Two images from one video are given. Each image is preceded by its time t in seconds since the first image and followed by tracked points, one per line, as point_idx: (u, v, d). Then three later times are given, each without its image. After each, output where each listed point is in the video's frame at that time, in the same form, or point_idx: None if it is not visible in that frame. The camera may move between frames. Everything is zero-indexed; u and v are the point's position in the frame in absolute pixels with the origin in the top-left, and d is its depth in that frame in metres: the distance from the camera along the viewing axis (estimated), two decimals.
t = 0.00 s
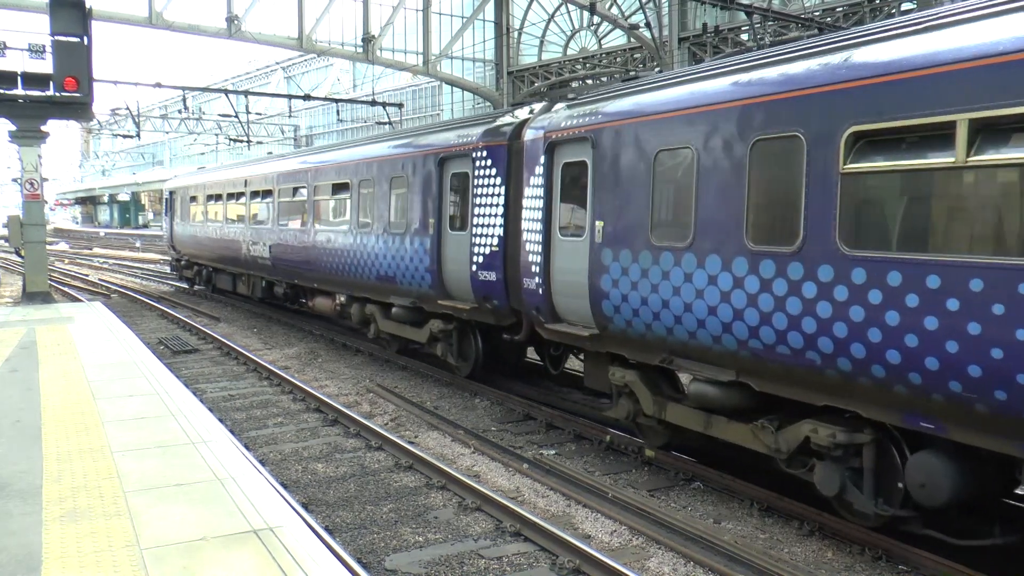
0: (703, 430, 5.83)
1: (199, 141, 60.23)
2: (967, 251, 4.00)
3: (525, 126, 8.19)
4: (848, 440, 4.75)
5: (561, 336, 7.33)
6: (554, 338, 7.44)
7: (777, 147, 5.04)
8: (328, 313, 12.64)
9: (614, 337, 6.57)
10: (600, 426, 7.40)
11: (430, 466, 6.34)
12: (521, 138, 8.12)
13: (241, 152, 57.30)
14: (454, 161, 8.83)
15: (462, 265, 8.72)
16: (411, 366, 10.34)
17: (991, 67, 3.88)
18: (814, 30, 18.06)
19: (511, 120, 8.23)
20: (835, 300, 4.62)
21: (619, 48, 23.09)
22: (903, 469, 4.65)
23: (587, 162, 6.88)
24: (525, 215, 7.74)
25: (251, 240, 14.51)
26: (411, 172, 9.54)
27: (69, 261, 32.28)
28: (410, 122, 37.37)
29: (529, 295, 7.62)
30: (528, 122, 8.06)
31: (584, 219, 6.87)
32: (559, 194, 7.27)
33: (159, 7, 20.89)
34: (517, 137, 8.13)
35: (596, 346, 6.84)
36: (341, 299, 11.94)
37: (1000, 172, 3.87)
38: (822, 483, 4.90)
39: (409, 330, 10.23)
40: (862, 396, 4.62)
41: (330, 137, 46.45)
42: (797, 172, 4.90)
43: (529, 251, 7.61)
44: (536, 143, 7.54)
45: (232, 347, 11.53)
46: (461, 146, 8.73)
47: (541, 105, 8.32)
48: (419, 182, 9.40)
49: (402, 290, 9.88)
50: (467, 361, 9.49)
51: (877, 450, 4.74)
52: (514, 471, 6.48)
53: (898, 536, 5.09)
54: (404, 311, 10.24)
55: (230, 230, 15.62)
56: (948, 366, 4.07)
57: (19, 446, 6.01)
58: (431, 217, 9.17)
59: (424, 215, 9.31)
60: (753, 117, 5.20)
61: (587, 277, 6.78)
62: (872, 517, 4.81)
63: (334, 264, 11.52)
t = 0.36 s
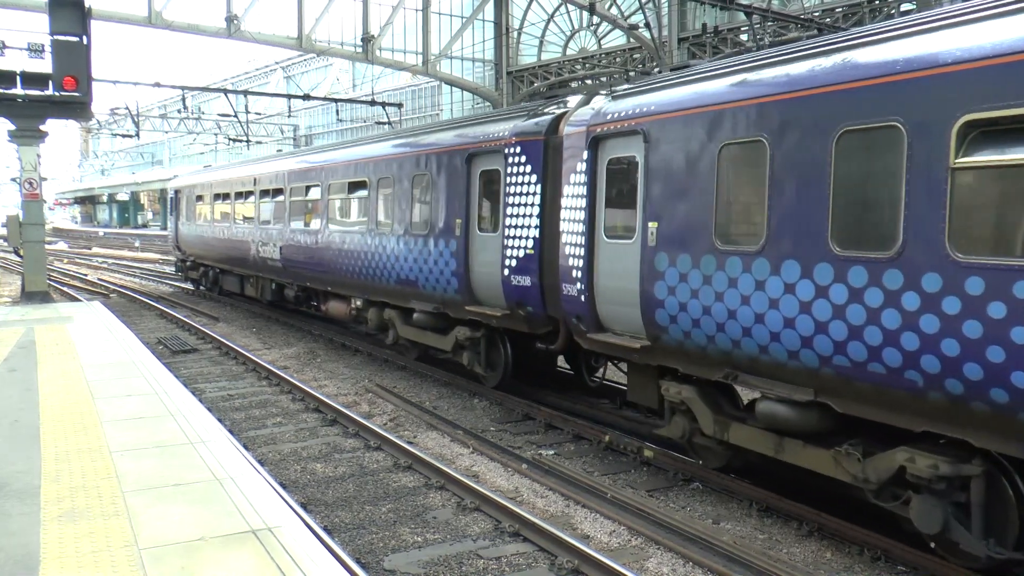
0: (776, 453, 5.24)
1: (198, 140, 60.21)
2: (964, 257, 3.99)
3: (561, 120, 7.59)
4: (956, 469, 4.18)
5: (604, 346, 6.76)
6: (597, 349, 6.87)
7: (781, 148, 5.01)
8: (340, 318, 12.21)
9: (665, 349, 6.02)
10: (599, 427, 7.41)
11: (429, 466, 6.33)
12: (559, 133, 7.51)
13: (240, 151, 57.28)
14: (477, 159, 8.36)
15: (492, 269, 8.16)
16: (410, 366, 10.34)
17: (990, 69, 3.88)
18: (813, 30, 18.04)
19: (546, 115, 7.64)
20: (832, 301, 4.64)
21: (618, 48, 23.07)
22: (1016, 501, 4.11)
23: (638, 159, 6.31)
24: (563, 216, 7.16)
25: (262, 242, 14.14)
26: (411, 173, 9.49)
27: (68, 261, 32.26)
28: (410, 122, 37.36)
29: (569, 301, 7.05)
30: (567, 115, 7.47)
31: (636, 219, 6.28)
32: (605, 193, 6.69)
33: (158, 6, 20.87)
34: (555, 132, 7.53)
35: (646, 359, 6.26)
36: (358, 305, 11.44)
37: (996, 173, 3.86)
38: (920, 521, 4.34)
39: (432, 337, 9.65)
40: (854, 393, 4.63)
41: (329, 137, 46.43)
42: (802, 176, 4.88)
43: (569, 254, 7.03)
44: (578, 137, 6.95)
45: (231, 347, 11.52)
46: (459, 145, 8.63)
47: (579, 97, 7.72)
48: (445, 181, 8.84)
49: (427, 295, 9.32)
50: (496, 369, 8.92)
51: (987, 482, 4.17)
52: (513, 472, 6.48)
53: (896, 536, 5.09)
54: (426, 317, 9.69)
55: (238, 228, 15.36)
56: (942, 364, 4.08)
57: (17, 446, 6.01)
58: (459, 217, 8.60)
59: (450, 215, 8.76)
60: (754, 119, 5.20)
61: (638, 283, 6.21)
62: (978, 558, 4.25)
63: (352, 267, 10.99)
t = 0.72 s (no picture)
0: (863, 484, 4.66)
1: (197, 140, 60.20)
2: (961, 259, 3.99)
3: (605, 113, 6.96)
4: None
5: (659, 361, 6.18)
6: (647, 361, 6.28)
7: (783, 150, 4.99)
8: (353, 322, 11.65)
9: (729, 364, 5.48)
10: (598, 427, 7.40)
11: (429, 466, 6.32)
12: (602, 127, 6.90)
13: (239, 151, 57.26)
14: (486, 158, 8.08)
15: (527, 273, 7.56)
16: (410, 365, 10.33)
17: (990, 69, 3.86)
18: (813, 31, 18.04)
19: (588, 107, 7.03)
20: (825, 301, 4.68)
21: (618, 48, 23.04)
22: None
23: (699, 154, 5.70)
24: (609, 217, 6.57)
25: (271, 242, 13.53)
26: (410, 173, 9.44)
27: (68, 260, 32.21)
28: (409, 121, 37.37)
29: (615, 309, 6.44)
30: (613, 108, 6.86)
31: (695, 220, 5.70)
32: (658, 191, 6.09)
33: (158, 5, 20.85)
34: (597, 125, 6.92)
35: (708, 374, 5.71)
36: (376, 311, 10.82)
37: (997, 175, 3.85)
38: None
39: (458, 345, 9.00)
40: (850, 391, 4.67)
41: (328, 136, 46.39)
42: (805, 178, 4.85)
43: (615, 257, 6.42)
44: (627, 129, 6.34)
45: (231, 346, 11.51)
46: (459, 145, 8.54)
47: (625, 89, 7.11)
48: (475, 179, 8.28)
49: (453, 300, 8.72)
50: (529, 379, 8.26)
51: None
52: (512, 472, 6.47)
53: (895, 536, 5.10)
54: (451, 324, 9.05)
55: (244, 229, 14.83)
56: (937, 364, 4.09)
57: (15, 446, 6.00)
58: (490, 216, 8.02)
59: (480, 215, 8.18)
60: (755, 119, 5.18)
61: (699, 291, 5.64)
62: None
63: (370, 270, 10.39)
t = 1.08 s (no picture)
0: (974, 525, 4.05)
1: (196, 139, 60.18)
2: (954, 260, 4.01)
3: (657, 104, 6.35)
4: None
5: (722, 378, 5.63)
6: (709, 376, 5.72)
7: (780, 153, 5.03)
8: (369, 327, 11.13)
9: (807, 382, 4.94)
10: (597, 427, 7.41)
11: (427, 466, 6.33)
12: (652, 121, 6.30)
13: (238, 150, 57.26)
14: (488, 157, 7.98)
15: (567, 279, 7.00)
16: (408, 365, 10.34)
17: (991, 72, 3.86)
18: (813, 32, 18.05)
19: (638, 97, 6.44)
20: (814, 301, 4.77)
21: (618, 49, 23.04)
22: None
23: (772, 148, 5.13)
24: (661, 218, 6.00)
25: (281, 242, 13.03)
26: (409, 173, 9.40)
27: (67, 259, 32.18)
28: (408, 121, 37.39)
29: (672, 319, 5.88)
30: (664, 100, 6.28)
31: (768, 220, 5.13)
32: (722, 190, 5.51)
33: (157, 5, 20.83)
34: (647, 118, 6.33)
35: (784, 394, 5.15)
36: (397, 317, 10.24)
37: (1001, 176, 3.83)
38: None
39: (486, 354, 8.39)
40: (841, 391, 4.73)
41: (328, 136, 46.37)
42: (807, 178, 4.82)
43: (671, 263, 5.85)
44: (685, 122, 5.76)
45: (229, 346, 11.51)
46: (461, 145, 8.48)
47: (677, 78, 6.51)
48: (508, 177, 7.69)
49: (483, 307, 8.15)
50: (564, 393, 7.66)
51: None
52: (510, 472, 6.47)
53: (893, 536, 5.11)
54: (479, 332, 8.43)
55: (252, 229, 14.35)
56: (925, 364, 4.15)
57: (13, 445, 5.99)
58: (526, 218, 7.44)
59: (513, 216, 7.61)
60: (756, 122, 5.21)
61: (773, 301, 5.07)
62: None
63: (389, 273, 9.81)
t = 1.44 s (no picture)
0: None
1: (195, 139, 60.15)
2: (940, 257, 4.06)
3: (716, 95, 5.77)
4: None
5: (799, 397, 5.03)
6: (782, 396, 5.13)
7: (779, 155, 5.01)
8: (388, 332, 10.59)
9: (901, 405, 4.36)
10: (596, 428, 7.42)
11: (425, 467, 6.33)
12: (712, 112, 5.71)
13: (237, 151, 57.26)
14: (490, 156, 7.89)
15: (615, 288, 6.41)
16: (406, 366, 10.35)
17: (991, 73, 3.83)
18: (812, 33, 18.07)
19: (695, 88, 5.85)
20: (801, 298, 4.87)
21: (617, 50, 23.05)
22: None
23: (859, 141, 4.53)
24: (727, 220, 5.38)
25: (293, 244, 12.56)
26: (409, 174, 9.37)
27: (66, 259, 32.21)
28: (407, 121, 37.40)
29: (738, 331, 5.29)
30: (727, 90, 5.70)
31: (859, 222, 4.53)
32: (800, 186, 4.92)
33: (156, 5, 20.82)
34: (705, 111, 5.74)
35: (875, 417, 4.55)
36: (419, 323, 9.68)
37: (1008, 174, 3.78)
38: None
39: (517, 364, 7.81)
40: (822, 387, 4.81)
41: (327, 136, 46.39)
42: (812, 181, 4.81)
43: (738, 269, 5.26)
44: (756, 113, 5.14)
45: (228, 346, 11.50)
46: (460, 145, 8.41)
47: (741, 67, 5.90)
48: (545, 175, 7.12)
49: (515, 314, 7.57)
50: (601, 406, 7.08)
51: None
52: (509, 473, 6.47)
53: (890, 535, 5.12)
54: (512, 341, 7.84)
55: (262, 230, 13.89)
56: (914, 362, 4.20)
57: (12, 445, 5.98)
58: (567, 218, 6.87)
59: (553, 217, 7.01)
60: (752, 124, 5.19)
61: (866, 315, 4.46)
62: None
63: (412, 277, 9.26)
